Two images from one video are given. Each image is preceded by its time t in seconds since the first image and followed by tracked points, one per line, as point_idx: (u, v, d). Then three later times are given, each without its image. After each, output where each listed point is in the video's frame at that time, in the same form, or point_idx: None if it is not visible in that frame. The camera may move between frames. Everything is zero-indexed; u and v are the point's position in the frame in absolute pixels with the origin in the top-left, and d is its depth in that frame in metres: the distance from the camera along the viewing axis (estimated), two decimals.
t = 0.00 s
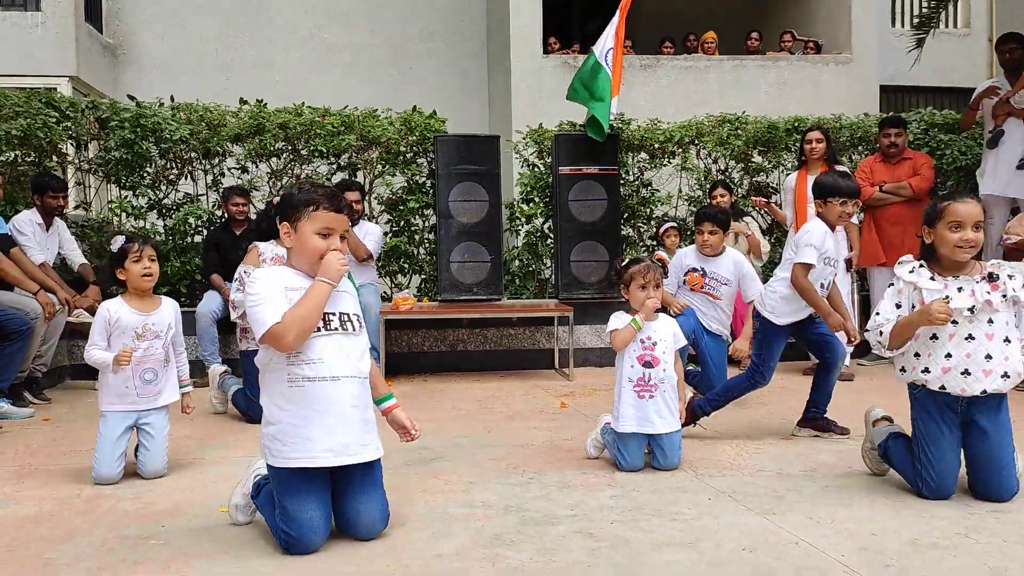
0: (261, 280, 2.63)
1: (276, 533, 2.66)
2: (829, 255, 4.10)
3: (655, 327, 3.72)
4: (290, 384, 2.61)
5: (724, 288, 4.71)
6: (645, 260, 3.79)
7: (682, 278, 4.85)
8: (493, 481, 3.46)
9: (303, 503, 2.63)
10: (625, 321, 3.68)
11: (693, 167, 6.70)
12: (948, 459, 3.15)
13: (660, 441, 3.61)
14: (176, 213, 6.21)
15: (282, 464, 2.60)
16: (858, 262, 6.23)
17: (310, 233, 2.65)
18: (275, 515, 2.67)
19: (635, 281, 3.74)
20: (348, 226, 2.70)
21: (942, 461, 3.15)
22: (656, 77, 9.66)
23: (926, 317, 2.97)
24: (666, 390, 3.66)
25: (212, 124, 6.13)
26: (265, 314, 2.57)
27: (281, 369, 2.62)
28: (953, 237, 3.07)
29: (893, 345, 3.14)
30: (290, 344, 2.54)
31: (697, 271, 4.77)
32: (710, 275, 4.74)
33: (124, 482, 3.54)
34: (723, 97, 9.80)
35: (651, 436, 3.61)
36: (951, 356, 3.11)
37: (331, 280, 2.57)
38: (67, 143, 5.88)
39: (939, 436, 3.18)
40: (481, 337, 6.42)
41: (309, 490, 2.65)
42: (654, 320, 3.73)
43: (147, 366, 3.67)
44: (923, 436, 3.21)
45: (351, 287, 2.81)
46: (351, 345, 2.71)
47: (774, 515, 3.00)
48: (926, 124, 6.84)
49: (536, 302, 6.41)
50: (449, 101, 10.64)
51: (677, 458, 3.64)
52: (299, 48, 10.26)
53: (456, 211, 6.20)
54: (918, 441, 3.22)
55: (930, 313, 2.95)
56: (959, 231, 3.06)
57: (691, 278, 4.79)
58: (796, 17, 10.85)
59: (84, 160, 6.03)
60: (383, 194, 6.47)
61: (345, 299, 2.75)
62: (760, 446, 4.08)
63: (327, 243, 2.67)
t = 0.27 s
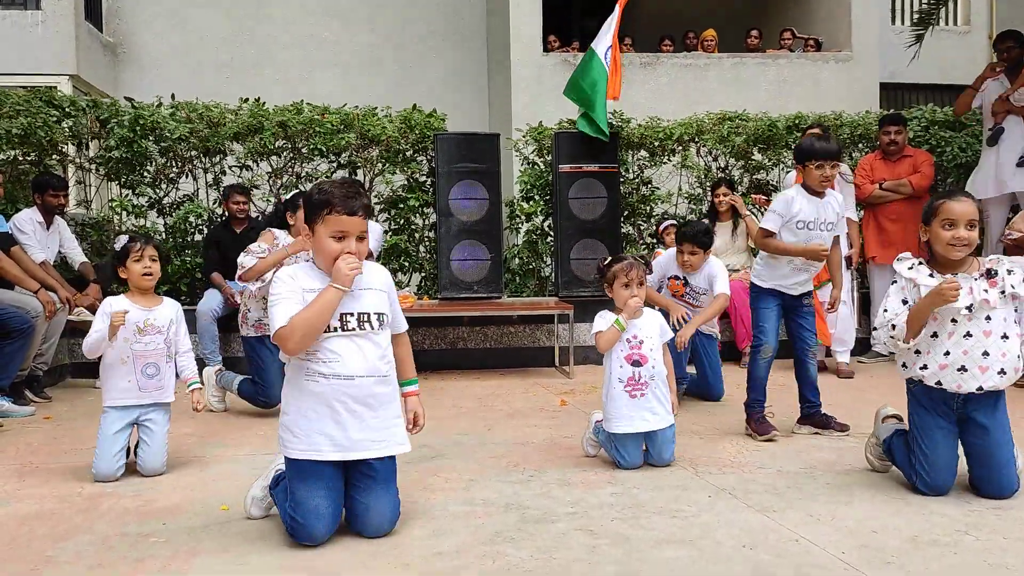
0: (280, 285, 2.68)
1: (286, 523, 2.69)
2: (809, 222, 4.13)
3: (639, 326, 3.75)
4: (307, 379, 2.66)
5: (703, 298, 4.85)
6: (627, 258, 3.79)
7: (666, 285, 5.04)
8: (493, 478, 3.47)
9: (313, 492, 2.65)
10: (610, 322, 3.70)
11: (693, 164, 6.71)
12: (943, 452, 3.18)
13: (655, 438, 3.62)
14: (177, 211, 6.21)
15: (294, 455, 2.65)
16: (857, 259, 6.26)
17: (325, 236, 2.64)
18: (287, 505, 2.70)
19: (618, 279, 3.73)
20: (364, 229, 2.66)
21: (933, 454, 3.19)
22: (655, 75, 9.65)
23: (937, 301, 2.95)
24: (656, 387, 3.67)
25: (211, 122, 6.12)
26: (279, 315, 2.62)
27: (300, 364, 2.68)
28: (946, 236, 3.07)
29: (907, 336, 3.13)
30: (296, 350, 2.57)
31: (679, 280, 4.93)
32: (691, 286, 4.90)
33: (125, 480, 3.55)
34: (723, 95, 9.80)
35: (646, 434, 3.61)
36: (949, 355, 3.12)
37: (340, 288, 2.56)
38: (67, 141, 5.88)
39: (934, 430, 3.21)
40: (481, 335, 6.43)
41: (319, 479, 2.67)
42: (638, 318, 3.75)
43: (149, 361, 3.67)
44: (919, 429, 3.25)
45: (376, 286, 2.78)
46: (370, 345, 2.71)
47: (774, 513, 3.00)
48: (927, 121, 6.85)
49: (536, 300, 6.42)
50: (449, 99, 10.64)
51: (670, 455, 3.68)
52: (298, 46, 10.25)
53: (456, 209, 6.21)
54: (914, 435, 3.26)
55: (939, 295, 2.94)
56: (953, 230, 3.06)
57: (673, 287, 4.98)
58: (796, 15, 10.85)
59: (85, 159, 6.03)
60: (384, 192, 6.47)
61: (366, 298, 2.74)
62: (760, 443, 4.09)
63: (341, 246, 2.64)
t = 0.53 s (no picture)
0: (275, 308, 2.68)
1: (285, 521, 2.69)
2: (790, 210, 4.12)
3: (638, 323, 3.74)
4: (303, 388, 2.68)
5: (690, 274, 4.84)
6: (621, 256, 3.80)
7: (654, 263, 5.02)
8: (493, 477, 3.47)
9: (314, 491, 2.66)
10: (610, 321, 3.69)
11: (693, 163, 6.71)
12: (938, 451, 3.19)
13: (656, 435, 3.64)
14: (177, 210, 6.21)
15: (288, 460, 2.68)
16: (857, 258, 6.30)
17: (323, 267, 2.63)
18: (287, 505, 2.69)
19: (615, 278, 3.72)
20: (362, 264, 2.62)
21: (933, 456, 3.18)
22: (656, 73, 9.64)
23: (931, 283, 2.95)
24: (659, 383, 3.69)
25: (211, 121, 6.11)
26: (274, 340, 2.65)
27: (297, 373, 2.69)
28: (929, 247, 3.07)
29: (905, 325, 3.09)
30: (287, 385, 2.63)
31: (666, 257, 4.91)
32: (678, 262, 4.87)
33: (126, 479, 3.55)
34: (724, 93, 9.79)
35: (648, 431, 3.63)
36: (938, 362, 3.14)
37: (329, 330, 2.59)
38: (68, 140, 5.88)
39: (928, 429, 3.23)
40: (482, 334, 6.42)
41: (318, 479, 2.67)
42: (638, 315, 3.76)
43: (152, 361, 3.66)
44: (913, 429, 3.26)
45: (374, 309, 2.79)
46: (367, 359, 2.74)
47: (774, 511, 3.00)
48: (927, 119, 6.84)
49: (536, 299, 6.41)
50: (449, 98, 10.64)
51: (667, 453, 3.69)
52: (299, 45, 10.25)
53: (457, 208, 6.20)
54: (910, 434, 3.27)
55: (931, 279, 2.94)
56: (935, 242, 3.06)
57: (661, 264, 4.95)
58: (796, 13, 10.84)
59: (85, 158, 6.03)
60: (384, 190, 6.47)
61: (362, 323, 2.75)
62: (760, 442, 4.09)
63: (336, 280, 2.63)
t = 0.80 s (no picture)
0: (272, 320, 2.67)
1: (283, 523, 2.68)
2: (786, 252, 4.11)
3: (646, 321, 3.74)
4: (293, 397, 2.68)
5: (699, 240, 4.85)
6: (628, 254, 3.79)
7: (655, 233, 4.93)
8: (494, 476, 3.47)
9: (310, 491, 2.65)
10: (618, 318, 3.68)
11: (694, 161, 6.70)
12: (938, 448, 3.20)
13: (660, 435, 3.64)
14: (178, 209, 6.20)
15: (284, 467, 2.68)
16: (858, 255, 6.34)
17: (318, 277, 2.63)
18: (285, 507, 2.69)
19: (621, 277, 3.72)
20: (356, 270, 2.63)
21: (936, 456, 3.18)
22: (657, 71, 9.64)
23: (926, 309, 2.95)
24: (665, 382, 3.70)
25: (212, 119, 6.11)
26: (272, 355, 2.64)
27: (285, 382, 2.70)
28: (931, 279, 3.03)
29: (903, 349, 3.10)
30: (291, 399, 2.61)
31: (671, 225, 4.87)
32: (683, 228, 4.86)
33: (127, 478, 3.56)
34: (724, 91, 9.79)
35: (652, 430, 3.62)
36: (944, 391, 3.16)
37: (330, 340, 2.58)
38: (69, 140, 5.89)
39: (926, 429, 3.25)
40: (483, 332, 6.43)
41: (315, 480, 2.67)
42: (645, 314, 3.75)
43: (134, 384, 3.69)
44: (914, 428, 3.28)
45: (367, 320, 2.80)
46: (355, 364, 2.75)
47: (775, 510, 3.00)
48: (927, 117, 6.83)
49: (537, 297, 6.42)
50: (450, 96, 10.64)
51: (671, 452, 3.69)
52: (299, 43, 10.25)
53: (458, 207, 6.20)
54: (910, 433, 3.28)
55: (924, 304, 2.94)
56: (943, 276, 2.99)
57: (664, 232, 4.89)
58: (797, 11, 10.84)
59: (86, 157, 6.04)
60: (384, 189, 6.48)
61: (357, 337, 2.76)
62: (760, 440, 4.09)
63: (332, 288, 2.63)
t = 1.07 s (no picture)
0: (278, 310, 2.68)
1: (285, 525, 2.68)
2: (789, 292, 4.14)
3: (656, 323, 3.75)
4: (291, 398, 2.69)
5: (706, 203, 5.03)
6: (642, 253, 3.79)
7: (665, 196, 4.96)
8: (496, 475, 3.47)
9: (310, 490, 2.65)
10: (626, 318, 3.69)
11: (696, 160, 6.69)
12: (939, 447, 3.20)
13: (661, 436, 3.64)
14: (180, 209, 6.20)
15: (284, 468, 2.68)
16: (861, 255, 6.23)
17: (322, 258, 2.65)
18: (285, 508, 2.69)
19: (632, 275, 3.74)
20: (360, 246, 2.66)
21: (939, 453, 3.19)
22: (659, 70, 9.64)
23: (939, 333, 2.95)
24: (670, 386, 3.70)
25: (214, 119, 6.11)
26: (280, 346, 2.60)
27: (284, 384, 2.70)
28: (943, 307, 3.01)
29: (922, 376, 3.11)
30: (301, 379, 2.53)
31: (683, 187, 4.93)
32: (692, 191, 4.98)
33: (129, 477, 3.56)
34: (726, 90, 9.78)
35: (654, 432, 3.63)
36: (953, 411, 3.17)
37: (338, 309, 2.54)
38: (71, 139, 5.89)
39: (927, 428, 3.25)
40: (485, 331, 6.43)
41: (314, 480, 2.67)
42: (654, 316, 3.76)
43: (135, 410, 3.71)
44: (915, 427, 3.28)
45: (369, 321, 2.80)
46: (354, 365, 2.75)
47: (777, 508, 3.00)
48: (930, 116, 6.81)
49: (539, 296, 6.42)
50: (452, 96, 10.64)
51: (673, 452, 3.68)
52: (301, 43, 10.25)
53: (460, 205, 6.20)
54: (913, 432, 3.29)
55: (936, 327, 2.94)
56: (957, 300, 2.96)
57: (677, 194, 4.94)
58: (799, 9, 10.82)
59: (89, 156, 6.04)
60: (387, 189, 6.48)
61: (358, 337, 2.76)
62: (762, 439, 4.09)
63: (337, 266, 2.63)
